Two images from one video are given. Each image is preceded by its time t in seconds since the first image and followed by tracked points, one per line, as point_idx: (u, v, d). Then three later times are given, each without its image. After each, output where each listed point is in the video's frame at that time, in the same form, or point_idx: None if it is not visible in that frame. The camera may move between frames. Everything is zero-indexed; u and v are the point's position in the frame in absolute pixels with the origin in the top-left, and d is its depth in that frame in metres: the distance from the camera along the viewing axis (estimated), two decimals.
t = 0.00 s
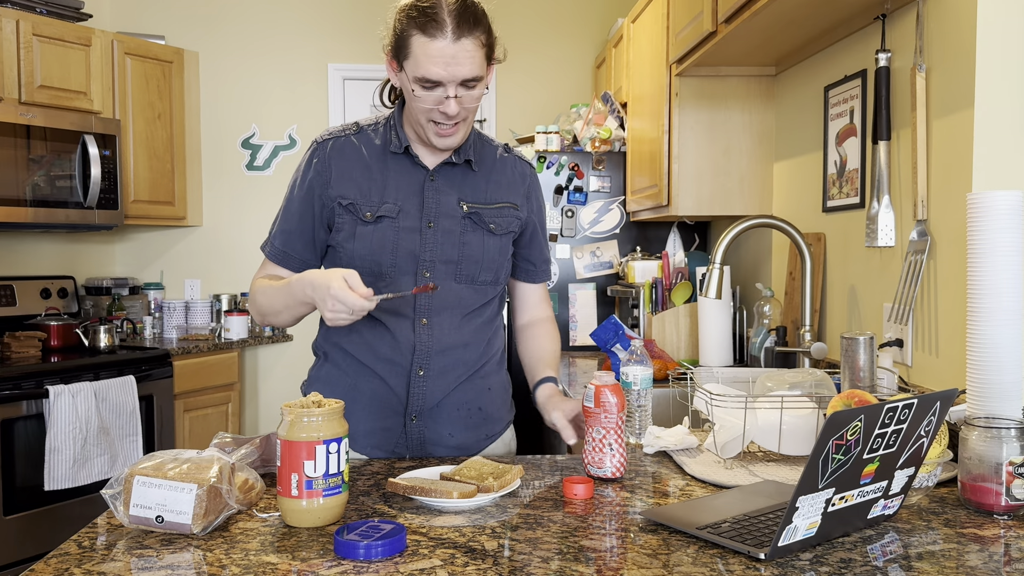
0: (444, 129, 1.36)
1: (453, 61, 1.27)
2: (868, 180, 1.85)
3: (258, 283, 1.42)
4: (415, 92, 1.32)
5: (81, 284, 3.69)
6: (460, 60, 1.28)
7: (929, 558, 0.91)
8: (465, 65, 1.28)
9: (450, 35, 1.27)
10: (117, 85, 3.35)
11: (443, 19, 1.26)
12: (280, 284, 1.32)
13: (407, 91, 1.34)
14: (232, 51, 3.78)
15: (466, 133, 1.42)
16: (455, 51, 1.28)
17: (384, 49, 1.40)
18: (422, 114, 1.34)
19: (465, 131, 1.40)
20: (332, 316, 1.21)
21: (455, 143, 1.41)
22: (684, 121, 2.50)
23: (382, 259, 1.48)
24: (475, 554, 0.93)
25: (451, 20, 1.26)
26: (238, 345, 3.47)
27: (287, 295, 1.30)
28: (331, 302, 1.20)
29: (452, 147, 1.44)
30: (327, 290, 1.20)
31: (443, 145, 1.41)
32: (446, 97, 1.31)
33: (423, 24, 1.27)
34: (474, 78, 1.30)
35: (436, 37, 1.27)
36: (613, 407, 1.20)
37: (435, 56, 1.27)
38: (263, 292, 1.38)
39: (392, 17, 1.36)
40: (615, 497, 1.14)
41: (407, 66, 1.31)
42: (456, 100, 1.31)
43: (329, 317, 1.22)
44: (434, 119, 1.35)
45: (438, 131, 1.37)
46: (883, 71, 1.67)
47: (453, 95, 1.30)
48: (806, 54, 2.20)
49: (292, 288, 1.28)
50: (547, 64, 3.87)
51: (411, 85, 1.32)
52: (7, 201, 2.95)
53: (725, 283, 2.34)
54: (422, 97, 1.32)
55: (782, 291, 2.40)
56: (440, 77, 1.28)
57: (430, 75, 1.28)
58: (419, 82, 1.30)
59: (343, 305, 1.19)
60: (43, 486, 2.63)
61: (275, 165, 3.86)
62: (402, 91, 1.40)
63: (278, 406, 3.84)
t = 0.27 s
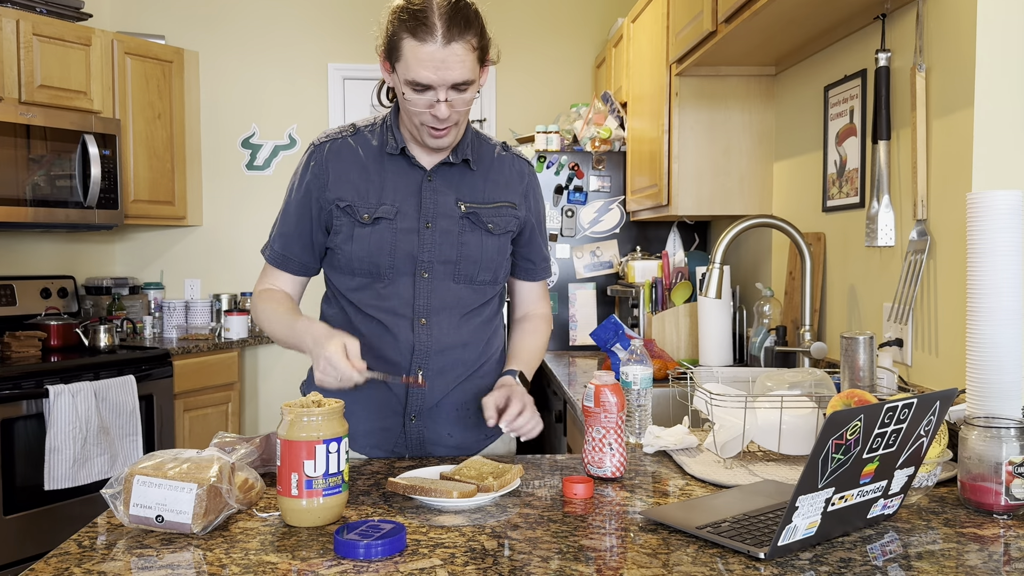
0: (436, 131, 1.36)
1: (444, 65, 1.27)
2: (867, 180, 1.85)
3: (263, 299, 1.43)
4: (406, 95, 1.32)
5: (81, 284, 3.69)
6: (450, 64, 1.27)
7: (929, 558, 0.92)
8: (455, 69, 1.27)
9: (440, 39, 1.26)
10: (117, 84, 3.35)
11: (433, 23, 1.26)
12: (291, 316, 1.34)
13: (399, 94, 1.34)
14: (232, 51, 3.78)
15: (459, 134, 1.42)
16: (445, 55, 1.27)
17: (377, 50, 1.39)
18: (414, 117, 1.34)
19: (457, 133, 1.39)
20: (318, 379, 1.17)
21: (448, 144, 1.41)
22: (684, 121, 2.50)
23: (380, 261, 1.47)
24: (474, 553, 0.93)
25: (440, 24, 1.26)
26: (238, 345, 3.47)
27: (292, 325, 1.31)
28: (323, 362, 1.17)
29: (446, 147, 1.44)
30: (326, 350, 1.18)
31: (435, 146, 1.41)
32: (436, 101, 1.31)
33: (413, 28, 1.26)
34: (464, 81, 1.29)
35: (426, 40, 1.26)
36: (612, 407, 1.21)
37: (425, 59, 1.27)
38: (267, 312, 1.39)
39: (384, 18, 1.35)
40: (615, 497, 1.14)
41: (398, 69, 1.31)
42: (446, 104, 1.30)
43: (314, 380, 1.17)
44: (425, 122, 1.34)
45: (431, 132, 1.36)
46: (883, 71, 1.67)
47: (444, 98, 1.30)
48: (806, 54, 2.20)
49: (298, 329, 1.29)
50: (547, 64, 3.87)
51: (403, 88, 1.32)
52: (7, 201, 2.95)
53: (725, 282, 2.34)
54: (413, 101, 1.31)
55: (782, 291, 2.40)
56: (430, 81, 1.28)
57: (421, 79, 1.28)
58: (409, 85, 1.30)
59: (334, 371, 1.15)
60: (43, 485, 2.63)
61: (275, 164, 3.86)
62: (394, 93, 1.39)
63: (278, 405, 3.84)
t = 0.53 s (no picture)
0: (433, 130, 1.36)
1: (442, 67, 1.27)
2: (867, 180, 1.85)
3: (273, 325, 1.39)
4: (404, 95, 1.31)
5: (81, 283, 3.69)
6: (449, 66, 1.27)
7: (929, 557, 0.92)
8: (453, 71, 1.27)
9: (438, 40, 1.26)
10: (117, 84, 3.35)
11: (432, 24, 1.26)
12: (309, 362, 1.32)
13: (396, 93, 1.33)
14: (232, 51, 3.78)
15: (456, 134, 1.42)
16: (444, 56, 1.27)
17: (375, 50, 1.39)
18: (411, 117, 1.34)
19: (454, 132, 1.39)
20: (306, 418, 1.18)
21: (445, 144, 1.41)
22: (684, 121, 2.50)
23: (379, 262, 1.48)
24: (474, 553, 0.93)
25: (439, 26, 1.26)
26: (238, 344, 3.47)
27: (308, 372, 1.30)
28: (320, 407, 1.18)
29: (443, 147, 1.43)
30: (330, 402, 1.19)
31: (432, 146, 1.41)
32: (434, 101, 1.30)
33: (412, 30, 1.26)
34: (462, 83, 1.29)
35: (425, 42, 1.26)
36: (613, 407, 1.21)
37: (423, 60, 1.27)
38: (278, 344, 1.35)
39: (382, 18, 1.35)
40: (615, 497, 1.14)
41: (396, 69, 1.30)
42: (444, 105, 1.30)
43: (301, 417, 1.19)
44: (423, 122, 1.34)
45: (427, 132, 1.36)
46: (883, 71, 1.67)
47: (442, 100, 1.30)
48: (806, 54, 2.20)
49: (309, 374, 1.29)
50: (547, 63, 3.87)
51: (400, 89, 1.31)
52: (7, 201, 2.95)
53: (725, 282, 2.34)
54: (411, 101, 1.31)
55: (782, 291, 2.40)
56: (429, 82, 1.28)
57: (419, 80, 1.28)
58: (407, 86, 1.30)
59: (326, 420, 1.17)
60: (43, 485, 2.63)
61: (275, 164, 3.86)
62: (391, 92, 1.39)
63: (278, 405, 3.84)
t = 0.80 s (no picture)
0: (431, 131, 1.36)
1: (439, 67, 1.27)
2: (867, 180, 1.85)
3: (282, 338, 1.36)
4: (402, 95, 1.32)
5: (81, 284, 3.69)
6: (446, 66, 1.27)
7: (929, 557, 0.92)
8: (451, 71, 1.27)
9: (436, 40, 1.26)
10: (117, 85, 3.35)
11: (429, 25, 1.25)
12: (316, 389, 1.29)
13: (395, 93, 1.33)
14: (232, 51, 3.78)
15: (456, 134, 1.42)
16: (441, 57, 1.27)
17: (373, 50, 1.39)
18: (410, 117, 1.34)
19: (454, 133, 1.39)
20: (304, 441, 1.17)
21: (445, 144, 1.41)
22: (684, 121, 2.50)
23: (376, 263, 1.48)
24: (474, 554, 0.93)
25: (436, 26, 1.25)
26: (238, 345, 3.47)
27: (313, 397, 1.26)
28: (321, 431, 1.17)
29: (442, 147, 1.43)
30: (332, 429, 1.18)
31: (432, 147, 1.41)
32: (432, 102, 1.30)
33: (409, 30, 1.26)
34: (460, 83, 1.29)
35: (422, 42, 1.26)
36: (612, 407, 1.22)
37: (421, 61, 1.27)
38: (285, 363, 1.33)
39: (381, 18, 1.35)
40: (615, 497, 1.14)
41: (394, 70, 1.30)
42: (442, 105, 1.30)
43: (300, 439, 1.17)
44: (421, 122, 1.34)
45: (426, 132, 1.36)
46: (883, 71, 1.67)
47: (440, 100, 1.30)
48: (806, 54, 2.20)
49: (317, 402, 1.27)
50: (547, 64, 3.87)
51: (398, 89, 1.31)
52: (7, 201, 2.95)
53: (725, 283, 2.34)
54: (409, 102, 1.31)
55: (782, 291, 2.40)
56: (426, 83, 1.28)
57: (417, 81, 1.28)
58: (405, 87, 1.30)
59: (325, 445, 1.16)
60: (42, 486, 2.63)
61: (275, 165, 3.86)
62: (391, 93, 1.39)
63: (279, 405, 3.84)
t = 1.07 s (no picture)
0: (424, 112, 1.34)
1: (432, 40, 1.26)
2: (868, 181, 1.85)
3: (278, 340, 1.36)
4: (394, 73, 1.30)
5: (82, 285, 3.69)
6: (438, 41, 1.26)
7: (929, 558, 0.91)
8: (442, 47, 1.26)
9: (429, 15, 1.26)
10: (117, 86, 3.35)
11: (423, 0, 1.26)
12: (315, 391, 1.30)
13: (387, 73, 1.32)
14: (233, 52, 3.78)
15: (450, 121, 1.40)
16: (433, 32, 1.26)
17: (372, 38, 1.40)
18: (401, 96, 1.32)
19: (448, 117, 1.37)
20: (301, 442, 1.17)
21: (438, 130, 1.39)
22: (684, 122, 2.50)
23: (372, 264, 1.48)
24: (475, 554, 0.93)
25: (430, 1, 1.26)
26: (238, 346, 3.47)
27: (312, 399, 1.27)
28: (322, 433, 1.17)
29: (436, 134, 1.41)
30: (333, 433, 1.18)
31: (424, 133, 1.39)
32: (423, 79, 1.29)
33: (403, 6, 1.27)
34: (452, 60, 1.28)
35: (415, 17, 1.26)
36: (613, 408, 1.22)
37: (413, 36, 1.26)
38: (282, 365, 1.33)
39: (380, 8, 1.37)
40: (615, 498, 1.14)
41: (388, 47, 1.30)
42: (433, 81, 1.29)
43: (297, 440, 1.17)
44: (413, 102, 1.32)
45: (418, 114, 1.34)
46: (883, 72, 1.68)
47: (431, 75, 1.28)
48: (806, 55, 2.20)
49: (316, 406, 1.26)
50: (548, 64, 3.87)
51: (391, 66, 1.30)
52: (7, 202, 2.96)
53: (726, 283, 2.34)
54: (400, 79, 1.30)
55: (783, 292, 2.40)
56: (417, 57, 1.27)
57: (409, 54, 1.27)
58: (396, 63, 1.29)
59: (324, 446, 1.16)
60: (43, 487, 2.63)
61: (276, 166, 3.86)
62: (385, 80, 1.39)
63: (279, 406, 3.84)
